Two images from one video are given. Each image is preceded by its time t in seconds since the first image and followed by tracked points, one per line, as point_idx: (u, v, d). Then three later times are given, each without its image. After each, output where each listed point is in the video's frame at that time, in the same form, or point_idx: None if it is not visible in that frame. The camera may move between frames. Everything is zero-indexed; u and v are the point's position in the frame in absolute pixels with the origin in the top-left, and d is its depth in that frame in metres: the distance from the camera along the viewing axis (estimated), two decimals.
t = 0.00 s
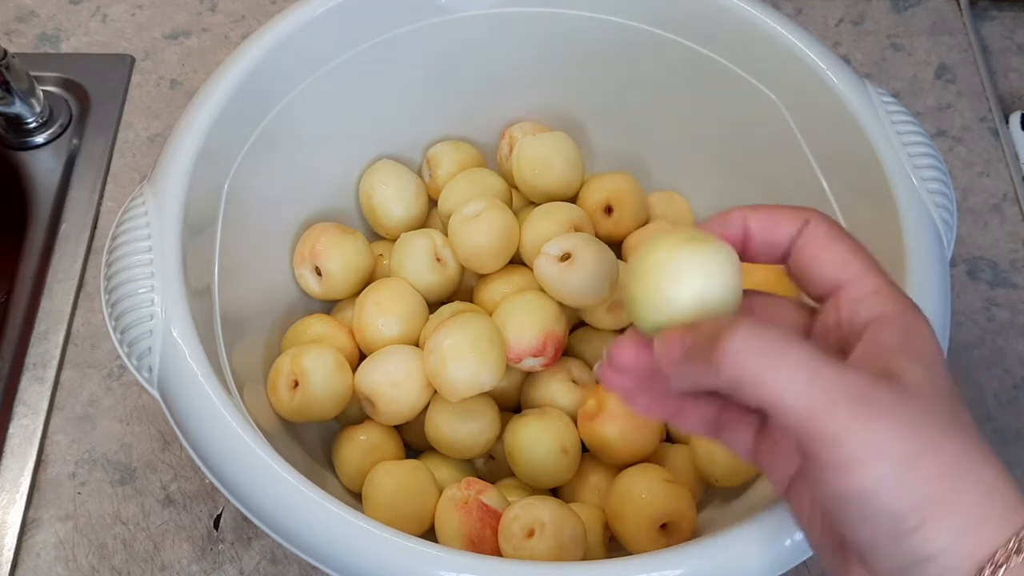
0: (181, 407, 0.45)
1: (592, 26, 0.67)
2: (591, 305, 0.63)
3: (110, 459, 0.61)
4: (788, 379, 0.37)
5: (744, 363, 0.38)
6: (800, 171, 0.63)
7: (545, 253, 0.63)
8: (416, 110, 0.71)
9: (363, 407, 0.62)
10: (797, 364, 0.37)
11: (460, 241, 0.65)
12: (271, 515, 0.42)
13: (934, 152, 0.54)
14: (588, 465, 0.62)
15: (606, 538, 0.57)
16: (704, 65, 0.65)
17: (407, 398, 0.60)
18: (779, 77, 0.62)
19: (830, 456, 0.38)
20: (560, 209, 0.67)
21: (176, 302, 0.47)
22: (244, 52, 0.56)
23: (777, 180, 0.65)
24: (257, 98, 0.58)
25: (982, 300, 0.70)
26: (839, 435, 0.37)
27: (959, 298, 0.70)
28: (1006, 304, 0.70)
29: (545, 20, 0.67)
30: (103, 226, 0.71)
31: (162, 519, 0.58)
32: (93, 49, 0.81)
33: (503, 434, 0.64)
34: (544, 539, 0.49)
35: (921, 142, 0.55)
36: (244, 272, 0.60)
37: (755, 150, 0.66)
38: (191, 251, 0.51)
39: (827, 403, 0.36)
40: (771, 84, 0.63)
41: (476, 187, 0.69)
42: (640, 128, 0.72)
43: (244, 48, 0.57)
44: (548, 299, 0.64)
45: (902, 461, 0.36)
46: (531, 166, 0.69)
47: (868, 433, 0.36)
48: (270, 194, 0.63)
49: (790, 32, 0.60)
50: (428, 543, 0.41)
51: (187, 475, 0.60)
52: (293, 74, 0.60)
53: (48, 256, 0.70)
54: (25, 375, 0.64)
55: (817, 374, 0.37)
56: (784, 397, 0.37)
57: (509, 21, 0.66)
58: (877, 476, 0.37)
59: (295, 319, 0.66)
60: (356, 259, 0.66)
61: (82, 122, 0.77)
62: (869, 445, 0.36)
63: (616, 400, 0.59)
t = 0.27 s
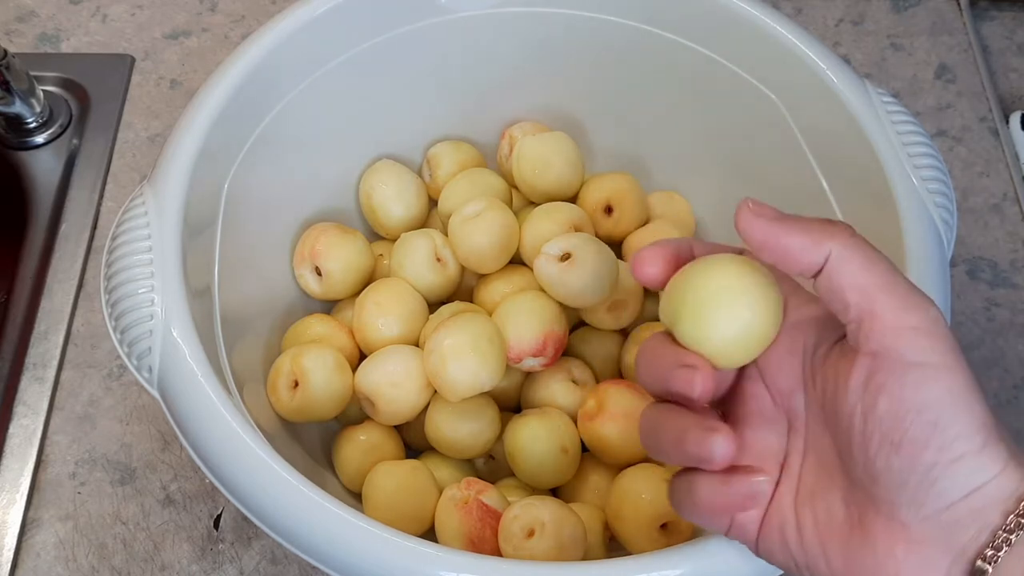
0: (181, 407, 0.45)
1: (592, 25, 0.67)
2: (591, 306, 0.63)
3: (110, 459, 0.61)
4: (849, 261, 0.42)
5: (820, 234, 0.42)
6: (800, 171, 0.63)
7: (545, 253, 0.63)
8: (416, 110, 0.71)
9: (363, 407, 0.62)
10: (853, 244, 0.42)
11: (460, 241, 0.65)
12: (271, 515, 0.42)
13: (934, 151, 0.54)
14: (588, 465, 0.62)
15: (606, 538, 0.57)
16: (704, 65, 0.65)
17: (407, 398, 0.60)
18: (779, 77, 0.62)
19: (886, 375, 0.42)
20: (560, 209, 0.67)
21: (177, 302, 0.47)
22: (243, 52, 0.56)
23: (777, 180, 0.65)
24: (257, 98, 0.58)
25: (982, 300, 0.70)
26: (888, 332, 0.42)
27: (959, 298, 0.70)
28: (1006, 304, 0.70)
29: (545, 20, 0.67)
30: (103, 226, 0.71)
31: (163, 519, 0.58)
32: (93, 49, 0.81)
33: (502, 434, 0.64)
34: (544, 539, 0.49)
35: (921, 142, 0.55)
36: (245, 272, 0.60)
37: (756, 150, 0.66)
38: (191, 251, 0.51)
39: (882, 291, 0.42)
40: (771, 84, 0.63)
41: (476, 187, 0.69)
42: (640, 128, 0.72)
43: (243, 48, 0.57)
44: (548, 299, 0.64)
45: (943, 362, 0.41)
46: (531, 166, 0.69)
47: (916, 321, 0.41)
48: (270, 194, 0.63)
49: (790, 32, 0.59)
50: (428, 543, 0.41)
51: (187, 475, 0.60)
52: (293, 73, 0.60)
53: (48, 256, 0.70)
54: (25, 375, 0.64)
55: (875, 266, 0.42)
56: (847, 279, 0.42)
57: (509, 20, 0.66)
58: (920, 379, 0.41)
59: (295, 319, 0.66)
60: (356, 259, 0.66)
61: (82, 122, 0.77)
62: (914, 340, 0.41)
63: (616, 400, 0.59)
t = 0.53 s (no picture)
0: (180, 406, 0.45)
1: (592, 25, 0.67)
2: (591, 306, 0.63)
3: (110, 459, 0.61)
4: (778, 341, 0.38)
5: (748, 337, 0.39)
6: (800, 170, 0.63)
7: (545, 253, 0.63)
8: (416, 110, 0.71)
9: (363, 407, 0.62)
10: (785, 325, 0.39)
11: (460, 241, 0.65)
12: (271, 515, 0.42)
13: (934, 151, 0.54)
14: (588, 465, 0.62)
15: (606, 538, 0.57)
16: (704, 65, 0.65)
17: (407, 398, 0.60)
18: (779, 77, 0.62)
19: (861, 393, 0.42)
20: (560, 209, 0.67)
21: (176, 302, 0.47)
22: (243, 52, 0.56)
23: (777, 180, 0.65)
24: (257, 98, 0.58)
25: (982, 300, 0.70)
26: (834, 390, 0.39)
27: (959, 298, 0.70)
28: (1006, 304, 0.70)
29: (545, 20, 0.67)
30: (103, 226, 0.71)
31: (162, 519, 0.58)
32: (93, 49, 0.81)
33: (503, 434, 0.64)
34: (544, 539, 0.49)
35: (921, 142, 0.55)
36: (245, 271, 0.60)
37: (756, 149, 0.66)
38: (191, 251, 0.51)
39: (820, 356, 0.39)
40: (771, 83, 0.63)
41: (476, 187, 0.69)
42: (640, 128, 0.72)
43: (243, 48, 0.57)
44: (548, 299, 0.64)
45: (892, 397, 0.39)
46: (531, 167, 0.69)
47: (859, 372, 0.39)
48: (270, 194, 0.63)
49: (790, 32, 0.59)
50: (429, 543, 0.41)
51: (187, 475, 0.60)
52: (292, 74, 0.60)
53: (48, 256, 0.70)
54: (25, 375, 0.64)
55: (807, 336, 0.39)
56: (772, 358, 0.39)
57: (509, 21, 0.66)
58: (874, 421, 0.40)
59: (295, 319, 0.66)
60: (356, 260, 0.66)
61: (82, 122, 0.77)
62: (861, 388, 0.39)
63: (616, 400, 0.59)
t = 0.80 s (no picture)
0: (180, 406, 0.45)
1: (592, 25, 0.67)
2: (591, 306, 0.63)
3: (110, 459, 0.61)
4: (791, 317, 0.42)
5: (767, 310, 0.42)
6: (800, 170, 0.63)
7: (545, 253, 0.63)
8: (416, 110, 0.71)
9: (363, 407, 0.62)
10: (805, 305, 0.42)
11: (460, 241, 0.65)
12: (271, 515, 0.42)
13: (934, 151, 0.54)
14: (588, 465, 0.62)
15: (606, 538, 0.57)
16: (704, 65, 0.65)
17: (407, 398, 0.60)
18: (779, 77, 0.62)
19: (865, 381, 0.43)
20: (560, 209, 0.67)
21: (177, 302, 0.47)
22: (243, 52, 0.56)
23: (777, 180, 0.65)
24: (257, 98, 0.58)
25: (982, 300, 0.70)
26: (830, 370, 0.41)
27: (960, 298, 0.70)
28: (1006, 304, 0.70)
29: (545, 20, 0.67)
30: (103, 226, 0.71)
31: (163, 519, 0.58)
32: (93, 49, 0.81)
33: (503, 434, 0.64)
34: (544, 539, 0.49)
35: (921, 142, 0.55)
36: (245, 271, 0.60)
37: (756, 149, 0.66)
38: (191, 250, 0.51)
39: (825, 337, 0.41)
40: (771, 83, 0.63)
41: (476, 187, 0.69)
42: (640, 128, 0.72)
43: (243, 49, 0.57)
44: (549, 299, 0.64)
45: (882, 386, 0.40)
46: (531, 167, 0.69)
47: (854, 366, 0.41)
48: (270, 194, 0.63)
49: (790, 32, 0.60)
50: (429, 543, 0.41)
51: (187, 475, 0.60)
52: (292, 73, 0.60)
53: (48, 256, 0.70)
54: (25, 375, 0.64)
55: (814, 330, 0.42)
56: (784, 331, 0.42)
57: (509, 21, 0.66)
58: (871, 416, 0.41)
59: (295, 319, 0.66)
60: (356, 260, 0.66)
61: (82, 122, 0.77)
62: (854, 373, 0.41)
63: (616, 400, 0.59)
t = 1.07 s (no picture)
0: (180, 406, 0.45)
1: (592, 25, 0.67)
2: (591, 305, 0.63)
3: (110, 458, 0.61)
4: (775, 324, 0.40)
5: (751, 318, 0.40)
6: (800, 170, 0.63)
7: (545, 253, 0.63)
8: (417, 110, 0.71)
9: (363, 407, 0.62)
10: (788, 312, 0.40)
11: (460, 241, 0.65)
12: (271, 515, 0.42)
13: (934, 151, 0.54)
14: (588, 465, 0.62)
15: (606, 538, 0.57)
16: (704, 65, 0.65)
17: (408, 398, 0.60)
18: (779, 77, 0.62)
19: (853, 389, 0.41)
20: (560, 209, 0.67)
21: (177, 302, 0.46)
22: (243, 52, 0.56)
23: (777, 180, 0.65)
24: (257, 98, 0.58)
25: (982, 300, 0.70)
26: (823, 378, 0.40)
27: (960, 298, 0.70)
28: (1006, 304, 0.70)
29: (545, 19, 0.67)
30: (103, 226, 0.71)
31: (162, 519, 0.58)
32: (93, 49, 0.81)
33: (502, 434, 0.64)
34: (544, 539, 0.49)
35: (921, 142, 0.55)
36: (245, 270, 0.60)
37: (756, 148, 0.66)
38: (191, 250, 0.51)
39: (811, 346, 0.40)
40: (771, 84, 0.63)
41: (476, 187, 0.69)
42: (640, 128, 0.72)
43: (243, 49, 0.57)
44: (549, 299, 0.64)
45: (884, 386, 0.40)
46: (531, 167, 0.69)
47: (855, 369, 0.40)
48: (269, 194, 0.63)
49: (790, 32, 0.59)
50: (429, 543, 0.41)
51: (187, 475, 0.60)
52: (292, 73, 0.60)
53: (48, 256, 0.70)
54: (25, 375, 0.64)
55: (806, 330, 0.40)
56: (769, 344, 0.40)
57: (509, 21, 0.66)
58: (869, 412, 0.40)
59: (295, 319, 0.66)
60: (356, 259, 0.66)
61: (82, 122, 0.77)
62: (847, 377, 0.40)
63: (616, 400, 0.59)
